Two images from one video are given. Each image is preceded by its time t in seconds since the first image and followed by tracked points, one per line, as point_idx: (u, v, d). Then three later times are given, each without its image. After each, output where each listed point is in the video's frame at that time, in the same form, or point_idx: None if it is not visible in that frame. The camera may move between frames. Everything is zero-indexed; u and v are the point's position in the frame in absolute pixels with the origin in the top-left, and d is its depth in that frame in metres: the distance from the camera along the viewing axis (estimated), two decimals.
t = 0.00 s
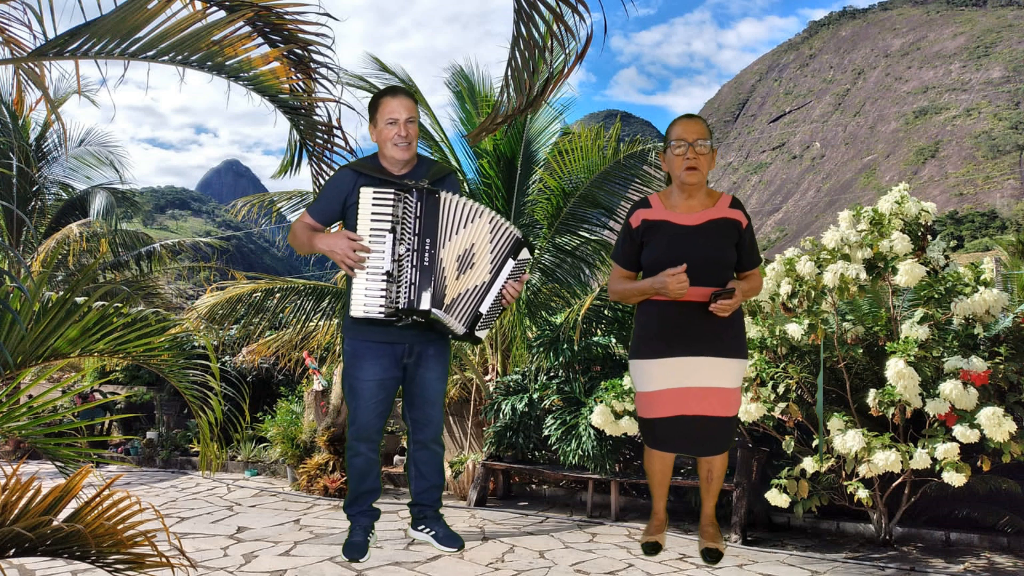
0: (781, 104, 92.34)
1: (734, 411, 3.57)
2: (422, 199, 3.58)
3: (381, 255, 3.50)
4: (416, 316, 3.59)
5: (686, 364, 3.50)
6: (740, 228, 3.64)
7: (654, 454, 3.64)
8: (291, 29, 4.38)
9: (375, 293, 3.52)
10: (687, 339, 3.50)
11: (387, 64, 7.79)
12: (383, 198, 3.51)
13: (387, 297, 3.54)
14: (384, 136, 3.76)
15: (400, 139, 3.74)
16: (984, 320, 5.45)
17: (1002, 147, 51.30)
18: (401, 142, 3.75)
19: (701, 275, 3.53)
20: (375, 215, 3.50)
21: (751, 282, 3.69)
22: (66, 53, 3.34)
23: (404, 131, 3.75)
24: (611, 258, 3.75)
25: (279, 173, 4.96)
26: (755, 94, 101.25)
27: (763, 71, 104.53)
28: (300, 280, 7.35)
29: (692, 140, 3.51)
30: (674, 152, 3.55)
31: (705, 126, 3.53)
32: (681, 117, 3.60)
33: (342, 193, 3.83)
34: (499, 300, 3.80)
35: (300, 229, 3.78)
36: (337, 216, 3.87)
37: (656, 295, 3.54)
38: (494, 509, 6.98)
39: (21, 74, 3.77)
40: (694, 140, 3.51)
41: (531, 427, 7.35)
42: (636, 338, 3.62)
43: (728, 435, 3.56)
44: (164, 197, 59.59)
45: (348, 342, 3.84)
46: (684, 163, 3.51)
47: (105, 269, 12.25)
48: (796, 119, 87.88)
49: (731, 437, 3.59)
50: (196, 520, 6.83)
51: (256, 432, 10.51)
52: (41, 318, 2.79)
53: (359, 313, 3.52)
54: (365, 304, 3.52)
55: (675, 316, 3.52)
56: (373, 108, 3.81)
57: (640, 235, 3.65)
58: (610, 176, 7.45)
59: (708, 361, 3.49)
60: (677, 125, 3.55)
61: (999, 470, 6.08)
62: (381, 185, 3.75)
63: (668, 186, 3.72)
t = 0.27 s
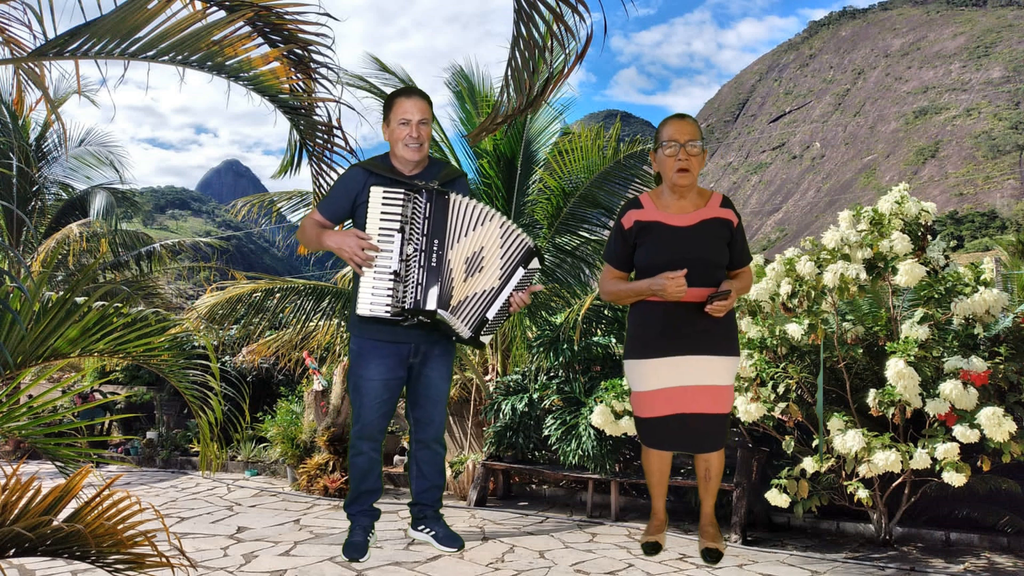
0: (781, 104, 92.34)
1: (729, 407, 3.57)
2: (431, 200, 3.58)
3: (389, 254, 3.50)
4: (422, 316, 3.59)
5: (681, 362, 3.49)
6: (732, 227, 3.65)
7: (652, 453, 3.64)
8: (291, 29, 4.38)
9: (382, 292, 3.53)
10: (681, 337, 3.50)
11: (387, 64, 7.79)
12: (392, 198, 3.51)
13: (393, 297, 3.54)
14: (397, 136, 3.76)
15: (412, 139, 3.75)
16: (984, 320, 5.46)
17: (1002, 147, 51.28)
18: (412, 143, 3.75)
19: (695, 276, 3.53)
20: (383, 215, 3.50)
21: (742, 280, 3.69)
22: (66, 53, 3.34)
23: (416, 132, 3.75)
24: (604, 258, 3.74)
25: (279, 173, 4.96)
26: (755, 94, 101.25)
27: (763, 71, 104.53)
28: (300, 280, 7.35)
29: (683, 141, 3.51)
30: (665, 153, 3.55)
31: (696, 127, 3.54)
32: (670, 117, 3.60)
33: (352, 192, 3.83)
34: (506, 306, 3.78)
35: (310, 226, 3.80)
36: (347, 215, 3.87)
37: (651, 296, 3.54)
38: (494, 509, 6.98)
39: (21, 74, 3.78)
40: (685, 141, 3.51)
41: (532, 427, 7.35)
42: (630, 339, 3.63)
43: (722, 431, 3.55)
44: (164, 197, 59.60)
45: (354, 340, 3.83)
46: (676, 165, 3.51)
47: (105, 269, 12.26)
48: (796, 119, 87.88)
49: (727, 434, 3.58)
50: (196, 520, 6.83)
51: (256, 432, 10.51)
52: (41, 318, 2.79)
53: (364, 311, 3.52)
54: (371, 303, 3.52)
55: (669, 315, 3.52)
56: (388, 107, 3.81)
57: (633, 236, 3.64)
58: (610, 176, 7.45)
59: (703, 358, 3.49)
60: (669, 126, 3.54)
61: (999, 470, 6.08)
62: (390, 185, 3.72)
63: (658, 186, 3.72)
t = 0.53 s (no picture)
0: (781, 104, 92.33)
1: (724, 405, 3.57)
2: (440, 202, 3.59)
3: (397, 255, 3.49)
4: (428, 317, 3.58)
5: (676, 361, 3.49)
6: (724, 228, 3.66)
7: (649, 453, 3.64)
8: (291, 29, 4.38)
9: (389, 292, 3.52)
10: (676, 336, 3.51)
11: (387, 64, 7.79)
12: (402, 199, 3.51)
13: (400, 297, 3.54)
14: (406, 137, 3.78)
15: (420, 141, 3.75)
16: (984, 320, 5.46)
17: (1002, 147, 51.24)
18: (421, 145, 3.75)
19: (689, 276, 3.54)
20: (392, 215, 3.50)
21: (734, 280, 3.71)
22: (66, 53, 3.34)
23: (425, 134, 3.76)
24: (597, 258, 3.72)
25: (279, 173, 4.96)
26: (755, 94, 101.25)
27: (763, 71, 104.52)
28: (300, 280, 7.35)
29: (678, 143, 3.52)
30: (660, 155, 3.54)
31: (689, 128, 3.55)
32: (664, 118, 3.60)
33: (361, 192, 3.83)
34: (513, 313, 3.81)
35: (318, 224, 3.80)
36: (354, 214, 3.87)
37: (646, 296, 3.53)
38: (494, 509, 6.98)
39: (20, 74, 3.77)
40: (679, 143, 3.52)
41: (532, 427, 7.35)
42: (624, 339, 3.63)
43: (717, 429, 3.56)
44: (164, 197, 59.60)
45: (360, 339, 3.83)
46: (671, 166, 3.50)
47: (105, 269, 12.25)
48: (796, 119, 87.87)
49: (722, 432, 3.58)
50: (196, 520, 6.83)
51: (256, 432, 10.51)
52: (41, 318, 2.79)
53: (371, 311, 3.51)
54: (377, 303, 3.51)
55: (664, 315, 3.52)
56: (397, 108, 3.83)
57: (627, 237, 3.62)
58: (610, 176, 7.44)
59: (697, 357, 3.50)
60: (663, 127, 3.54)
61: (999, 470, 6.08)
62: (400, 186, 3.73)
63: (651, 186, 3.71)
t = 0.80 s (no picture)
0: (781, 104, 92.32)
1: (719, 404, 3.57)
2: (441, 200, 3.58)
3: (399, 254, 3.51)
4: (431, 316, 3.57)
5: (673, 360, 3.49)
6: (720, 229, 3.66)
7: (648, 452, 3.64)
8: (291, 29, 4.38)
9: (392, 291, 3.53)
10: (672, 336, 3.51)
11: (387, 64, 7.80)
12: (403, 198, 3.52)
13: (403, 296, 3.54)
14: (408, 136, 3.77)
15: (423, 139, 3.75)
16: (984, 320, 5.46)
17: (1002, 147, 51.21)
18: (423, 143, 3.75)
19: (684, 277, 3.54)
20: (394, 214, 3.51)
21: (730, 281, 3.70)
22: (66, 53, 3.34)
23: (427, 132, 3.75)
24: (594, 258, 3.72)
25: (279, 173, 4.96)
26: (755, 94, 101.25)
27: (763, 71, 104.50)
28: (300, 280, 7.35)
29: (674, 145, 3.52)
30: (656, 156, 3.55)
31: (686, 130, 3.55)
32: (660, 120, 3.61)
33: (364, 191, 3.84)
34: (521, 298, 3.82)
35: (320, 224, 3.82)
36: (358, 214, 3.88)
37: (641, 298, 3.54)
38: (494, 509, 6.98)
39: (20, 74, 3.78)
40: (675, 145, 3.52)
41: (531, 427, 7.36)
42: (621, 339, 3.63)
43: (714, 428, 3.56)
44: (164, 197, 59.60)
45: (362, 339, 3.83)
46: (666, 167, 3.51)
47: (105, 270, 12.25)
48: (796, 119, 87.87)
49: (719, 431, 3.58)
50: (196, 520, 6.83)
51: (256, 432, 10.51)
52: (41, 318, 2.79)
53: (374, 310, 3.53)
54: (381, 301, 3.53)
55: (660, 316, 3.53)
56: (397, 108, 3.84)
57: (624, 237, 3.63)
58: (610, 176, 7.44)
59: (692, 356, 3.50)
60: (659, 128, 3.55)
61: (999, 470, 6.07)
62: (402, 185, 3.74)
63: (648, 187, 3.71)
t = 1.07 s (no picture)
0: (781, 104, 92.31)
1: (717, 404, 3.57)
2: (440, 198, 3.59)
3: (402, 253, 3.51)
4: (438, 314, 3.57)
5: (672, 359, 3.50)
6: (719, 229, 3.64)
7: (647, 452, 3.64)
8: (291, 29, 4.38)
9: (398, 291, 3.51)
10: (671, 335, 3.51)
11: (387, 64, 7.80)
12: (401, 198, 3.52)
13: (408, 296, 3.53)
14: (402, 137, 3.76)
15: (418, 139, 3.75)
16: (984, 320, 5.46)
17: (1002, 147, 51.18)
18: (418, 143, 3.75)
19: (680, 277, 3.54)
20: (393, 214, 3.51)
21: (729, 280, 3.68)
22: (66, 53, 3.34)
23: (421, 131, 3.75)
24: (593, 257, 3.76)
25: (279, 173, 4.96)
26: (755, 94, 101.24)
27: (763, 71, 104.51)
28: (300, 280, 7.35)
29: (670, 144, 3.51)
30: (651, 155, 3.55)
31: (683, 130, 3.53)
32: (659, 120, 3.60)
33: (361, 193, 3.82)
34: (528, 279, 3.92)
35: (319, 228, 3.80)
36: (355, 217, 3.87)
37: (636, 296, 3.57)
38: (494, 509, 6.99)
39: (20, 74, 3.78)
40: (671, 144, 3.51)
41: (531, 426, 7.35)
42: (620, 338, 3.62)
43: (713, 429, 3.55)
44: (164, 197, 59.60)
45: (363, 339, 3.82)
46: (660, 167, 3.51)
47: (105, 270, 12.24)
48: (796, 119, 87.85)
49: (717, 431, 3.58)
50: (196, 520, 6.83)
51: (256, 432, 10.51)
52: (41, 318, 2.79)
53: (380, 312, 3.51)
54: (387, 302, 3.50)
55: (657, 315, 3.53)
56: (390, 109, 3.81)
57: (621, 236, 3.65)
58: (610, 176, 7.44)
59: (691, 355, 3.50)
60: (656, 128, 3.55)
61: (999, 470, 6.07)
62: (399, 185, 3.72)
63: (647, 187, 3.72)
